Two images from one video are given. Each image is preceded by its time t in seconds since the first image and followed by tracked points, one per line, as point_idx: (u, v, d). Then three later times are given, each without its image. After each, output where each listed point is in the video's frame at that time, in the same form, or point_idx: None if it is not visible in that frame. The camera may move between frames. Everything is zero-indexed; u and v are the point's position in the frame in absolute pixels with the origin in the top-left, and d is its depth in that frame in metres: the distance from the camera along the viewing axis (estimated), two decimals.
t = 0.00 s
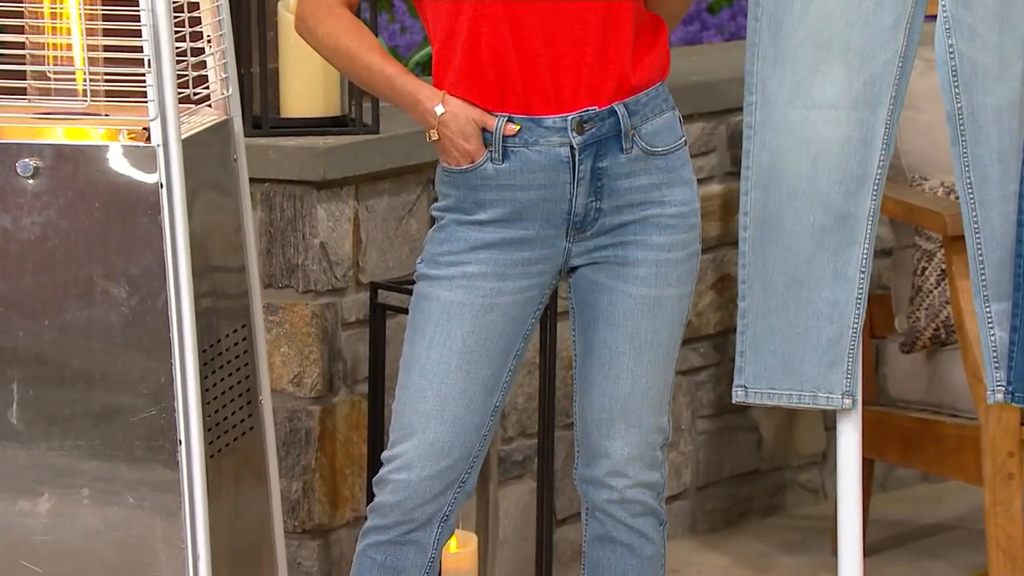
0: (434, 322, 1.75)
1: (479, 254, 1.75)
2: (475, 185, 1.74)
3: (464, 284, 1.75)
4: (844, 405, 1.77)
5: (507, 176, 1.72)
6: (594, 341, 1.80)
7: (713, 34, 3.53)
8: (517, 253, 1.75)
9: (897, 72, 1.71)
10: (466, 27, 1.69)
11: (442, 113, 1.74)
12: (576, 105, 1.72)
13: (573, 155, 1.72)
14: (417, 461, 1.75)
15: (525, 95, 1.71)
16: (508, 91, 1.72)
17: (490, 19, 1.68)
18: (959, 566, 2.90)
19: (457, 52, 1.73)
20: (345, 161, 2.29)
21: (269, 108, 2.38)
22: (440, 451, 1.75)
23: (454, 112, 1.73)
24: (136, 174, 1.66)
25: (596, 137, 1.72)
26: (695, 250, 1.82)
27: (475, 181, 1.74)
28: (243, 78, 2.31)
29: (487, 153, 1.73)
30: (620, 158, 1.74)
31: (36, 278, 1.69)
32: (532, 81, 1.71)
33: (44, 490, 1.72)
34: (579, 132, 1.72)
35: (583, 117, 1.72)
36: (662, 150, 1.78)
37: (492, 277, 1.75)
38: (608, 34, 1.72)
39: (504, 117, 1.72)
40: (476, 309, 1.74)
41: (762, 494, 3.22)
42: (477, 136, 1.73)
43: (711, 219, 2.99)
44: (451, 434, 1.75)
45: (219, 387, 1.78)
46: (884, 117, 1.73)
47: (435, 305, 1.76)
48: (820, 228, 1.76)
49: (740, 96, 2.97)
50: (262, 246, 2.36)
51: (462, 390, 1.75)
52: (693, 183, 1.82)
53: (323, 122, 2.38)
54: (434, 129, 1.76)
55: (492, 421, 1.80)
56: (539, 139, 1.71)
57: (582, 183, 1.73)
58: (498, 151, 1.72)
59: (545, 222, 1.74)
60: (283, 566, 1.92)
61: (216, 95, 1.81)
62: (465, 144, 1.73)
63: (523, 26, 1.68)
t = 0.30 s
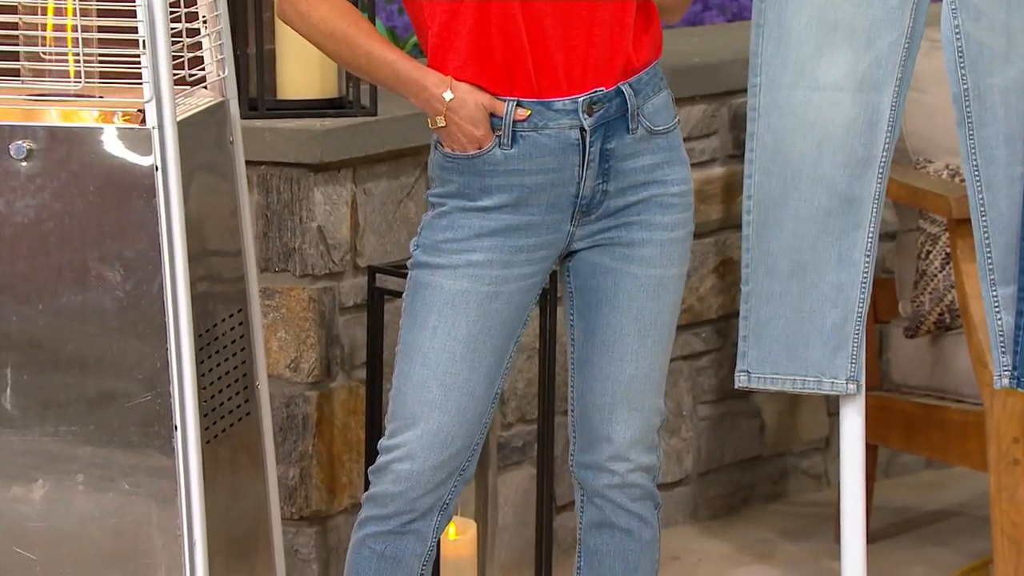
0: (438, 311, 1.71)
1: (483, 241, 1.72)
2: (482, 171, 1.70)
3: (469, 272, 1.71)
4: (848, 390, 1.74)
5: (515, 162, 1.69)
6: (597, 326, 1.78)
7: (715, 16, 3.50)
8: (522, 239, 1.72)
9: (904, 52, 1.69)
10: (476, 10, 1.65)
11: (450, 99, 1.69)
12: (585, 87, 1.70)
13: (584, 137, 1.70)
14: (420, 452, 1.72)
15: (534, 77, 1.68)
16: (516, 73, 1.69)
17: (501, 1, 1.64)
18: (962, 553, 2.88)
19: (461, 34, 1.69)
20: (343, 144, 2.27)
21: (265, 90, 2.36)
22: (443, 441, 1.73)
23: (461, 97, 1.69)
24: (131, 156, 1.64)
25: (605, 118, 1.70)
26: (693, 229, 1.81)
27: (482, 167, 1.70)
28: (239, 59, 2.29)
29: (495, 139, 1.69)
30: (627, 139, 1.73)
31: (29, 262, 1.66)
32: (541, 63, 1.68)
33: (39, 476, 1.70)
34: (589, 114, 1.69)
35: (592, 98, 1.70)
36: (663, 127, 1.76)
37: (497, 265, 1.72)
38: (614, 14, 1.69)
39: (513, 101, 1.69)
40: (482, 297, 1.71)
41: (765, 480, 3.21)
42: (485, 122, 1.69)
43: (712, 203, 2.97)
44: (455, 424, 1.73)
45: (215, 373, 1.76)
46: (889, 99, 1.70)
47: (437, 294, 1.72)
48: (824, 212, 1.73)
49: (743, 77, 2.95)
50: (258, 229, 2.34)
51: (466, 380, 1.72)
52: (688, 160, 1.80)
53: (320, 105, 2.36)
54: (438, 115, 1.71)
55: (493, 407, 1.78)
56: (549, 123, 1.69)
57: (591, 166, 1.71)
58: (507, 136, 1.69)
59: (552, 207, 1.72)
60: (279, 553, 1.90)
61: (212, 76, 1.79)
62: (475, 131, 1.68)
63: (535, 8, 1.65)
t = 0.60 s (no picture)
0: (437, 296, 1.71)
1: (481, 226, 1.71)
2: (480, 155, 1.70)
3: (467, 257, 1.71)
4: (878, 375, 1.65)
5: (514, 145, 1.69)
6: (595, 309, 1.77)
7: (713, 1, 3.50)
8: (520, 223, 1.72)
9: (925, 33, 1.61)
10: None
11: (450, 83, 1.68)
12: (583, 70, 1.70)
13: (583, 119, 1.70)
14: (419, 438, 1.72)
15: (533, 60, 1.68)
16: (515, 57, 1.68)
17: None
18: (961, 537, 2.89)
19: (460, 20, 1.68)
20: (343, 127, 2.27)
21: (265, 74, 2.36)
22: (442, 426, 1.72)
23: (461, 82, 1.68)
24: (131, 141, 1.62)
25: (602, 100, 1.71)
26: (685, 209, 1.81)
27: (481, 152, 1.70)
28: (239, 42, 2.29)
29: (495, 123, 1.69)
30: (624, 121, 1.73)
31: (29, 246, 1.64)
32: (540, 46, 1.68)
33: (39, 460, 1.69)
34: (587, 96, 1.69)
35: (590, 81, 1.70)
36: (656, 107, 1.77)
37: (495, 249, 1.72)
38: None
39: (512, 85, 1.68)
40: (480, 281, 1.71)
41: (765, 464, 3.21)
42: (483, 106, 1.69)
43: (712, 187, 2.96)
44: (454, 409, 1.72)
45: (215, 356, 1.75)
46: (912, 82, 1.61)
47: (436, 279, 1.71)
48: (850, 199, 1.62)
49: (742, 62, 2.95)
50: (258, 214, 2.34)
51: (464, 365, 1.72)
52: (679, 141, 1.81)
53: (320, 89, 2.36)
54: (435, 101, 1.70)
55: (490, 391, 1.78)
56: (547, 106, 1.69)
57: (590, 148, 1.71)
58: (506, 120, 1.68)
59: (550, 190, 1.72)
60: (279, 536, 1.91)
61: (212, 61, 1.79)
62: (473, 115, 1.68)
63: None
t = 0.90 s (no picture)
0: (437, 282, 1.71)
1: (480, 211, 1.71)
2: (479, 140, 1.70)
3: (467, 242, 1.71)
4: (871, 358, 1.74)
5: (512, 130, 1.69)
6: (594, 293, 1.77)
7: None
8: (519, 208, 1.72)
9: (920, 19, 1.70)
10: None
11: (449, 69, 1.68)
12: (581, 55, 1.70)
13: (581, 104, 1.70)
14: (419, 424, 1.72)
15: (531, 45, 1.68)
16: (513, 42, 1.68)
17: None
18: (961, 522, 2.89)
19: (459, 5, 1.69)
20: (342, 112, 2.27)
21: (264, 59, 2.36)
22: (443, 412, 1.72)
23: (460, 68, 1.68)
24: (130, 126, 1.62)
25: (601, 85, 1.71)
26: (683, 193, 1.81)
27: (480, 137, 1.70)
28: (239, 26, 2.28)
29: (494, 109, 1.69)
30: (623, 106, 1.73)
31: (28, 231, 1.63)
32: (539, 31, 1.68)
33: (39, 445, 1.67)
34: (586, 81, 1.70)
35: (589, 66, 1.70)
36: (654, 92, 1.77)
37: (495, 235, 1.72)
38: None
39: (511, 70, 1.68)
40: (480, 267, 1.71)
41: (765, 450, 3.21)
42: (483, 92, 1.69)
43: (712, 172, 2.96)
44: (454, 395, 1.72)
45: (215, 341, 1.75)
46: (907, 68, 1.71)
47: (436, 265, 1.71)
48: (844, 181, 1.73)
49: (742, 47, 2.95)
50: (258, 199, 2.34)
51: (464, 351, 1.72)
52: (677, 125, 1.81)
53: (320, 74, 2.36)
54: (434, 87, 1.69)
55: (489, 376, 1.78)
56: (546, 91, 1.69)
57: (589, 133, 1.71)
58: (505, 105, 1.68)
59: (549, 175, 1.72)
60: (279, 522, 1.91)
61: (212, 46, 1.79)
62: (472, 100, 1.68)
63: None
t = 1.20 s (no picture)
0: (437, 270, 1.71)
1: (480, 199, 1.71)
2: (479, 128, 1.70)
3: (466, 230, 1.71)
4: (872, 348, 1.75)
5: (512, 118, 1.69)
6: (593, 281, 1.77)
7: None
8: (519, 196, 1.72)
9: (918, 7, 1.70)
10: None
11: (448, 57, 1.68)
12: (580, 42, 1.70)
13: (580, 92, 1.70)
14: (419, 413, 1.72)
15: (530, 32, 1.68)
16: (512, 30, 1.68)
17: None
18: (961, 510, 2.89)
19: None
20: (342, 101, 2.26)
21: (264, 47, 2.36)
22: (443, 400, 1.72)
23: (459, 55, 1.68)
24: (130, 114, 1.61)
25: (600, 73, 1.71)
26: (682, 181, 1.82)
27: (479, 125, 1.70)
28: (239, 14, 2.28)
29: (493, 97, 1.68)
30: (621, 94, 1.73)
31: (27, 219, 1.63)
32: (537, 19, 1.68)
33: (39, 433, 1.67)
34: (585, 69, 1.69)
35: (588, 53, 1.70)
36: (653, 80, 1.77)
37: (495, 223, 1.72)
38: None
39: (510, 57, 1.68)
40: (480, 255, 1.71)
41: (765, 438, 3.21)
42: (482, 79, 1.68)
43: (712, 160, 2.96)
44: (454, 383, 1.72)
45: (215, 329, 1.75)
46: (906, 57, 1.71)
47: (436, 253, 1.71)
48: (844, 170, 1.73)
49: (742, 35, 2.95)
50: (258, 187, 2.34)
51: (464, 339, 1.72)
52: (675, 113, 1.81)
53: (321, 62, 2.36)
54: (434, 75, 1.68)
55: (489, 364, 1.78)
56: (546, 78, 1.68)
57: (589, 120, 1.71)
58: (504, 93, 1.68)
59: (549, 163, 1.72)
60: (279, 509, 1.91)
61: (211, 34, 1.79)
62: (471, 88, 1.68)
63: None
